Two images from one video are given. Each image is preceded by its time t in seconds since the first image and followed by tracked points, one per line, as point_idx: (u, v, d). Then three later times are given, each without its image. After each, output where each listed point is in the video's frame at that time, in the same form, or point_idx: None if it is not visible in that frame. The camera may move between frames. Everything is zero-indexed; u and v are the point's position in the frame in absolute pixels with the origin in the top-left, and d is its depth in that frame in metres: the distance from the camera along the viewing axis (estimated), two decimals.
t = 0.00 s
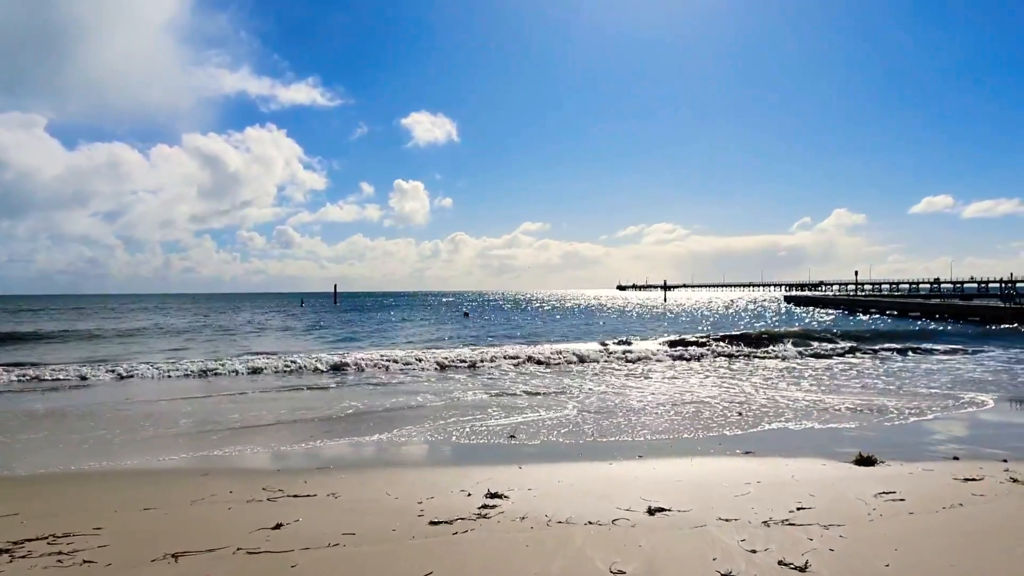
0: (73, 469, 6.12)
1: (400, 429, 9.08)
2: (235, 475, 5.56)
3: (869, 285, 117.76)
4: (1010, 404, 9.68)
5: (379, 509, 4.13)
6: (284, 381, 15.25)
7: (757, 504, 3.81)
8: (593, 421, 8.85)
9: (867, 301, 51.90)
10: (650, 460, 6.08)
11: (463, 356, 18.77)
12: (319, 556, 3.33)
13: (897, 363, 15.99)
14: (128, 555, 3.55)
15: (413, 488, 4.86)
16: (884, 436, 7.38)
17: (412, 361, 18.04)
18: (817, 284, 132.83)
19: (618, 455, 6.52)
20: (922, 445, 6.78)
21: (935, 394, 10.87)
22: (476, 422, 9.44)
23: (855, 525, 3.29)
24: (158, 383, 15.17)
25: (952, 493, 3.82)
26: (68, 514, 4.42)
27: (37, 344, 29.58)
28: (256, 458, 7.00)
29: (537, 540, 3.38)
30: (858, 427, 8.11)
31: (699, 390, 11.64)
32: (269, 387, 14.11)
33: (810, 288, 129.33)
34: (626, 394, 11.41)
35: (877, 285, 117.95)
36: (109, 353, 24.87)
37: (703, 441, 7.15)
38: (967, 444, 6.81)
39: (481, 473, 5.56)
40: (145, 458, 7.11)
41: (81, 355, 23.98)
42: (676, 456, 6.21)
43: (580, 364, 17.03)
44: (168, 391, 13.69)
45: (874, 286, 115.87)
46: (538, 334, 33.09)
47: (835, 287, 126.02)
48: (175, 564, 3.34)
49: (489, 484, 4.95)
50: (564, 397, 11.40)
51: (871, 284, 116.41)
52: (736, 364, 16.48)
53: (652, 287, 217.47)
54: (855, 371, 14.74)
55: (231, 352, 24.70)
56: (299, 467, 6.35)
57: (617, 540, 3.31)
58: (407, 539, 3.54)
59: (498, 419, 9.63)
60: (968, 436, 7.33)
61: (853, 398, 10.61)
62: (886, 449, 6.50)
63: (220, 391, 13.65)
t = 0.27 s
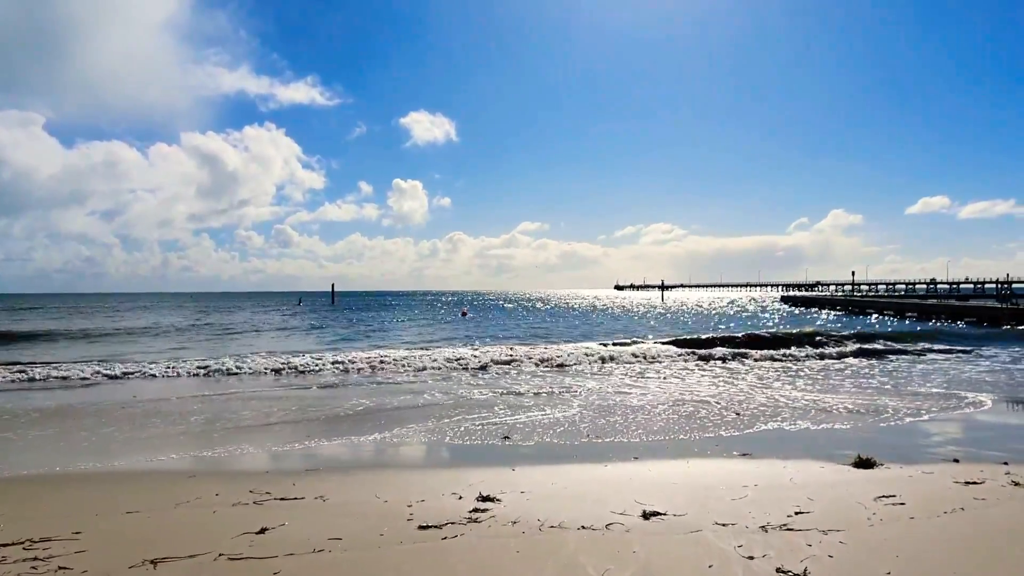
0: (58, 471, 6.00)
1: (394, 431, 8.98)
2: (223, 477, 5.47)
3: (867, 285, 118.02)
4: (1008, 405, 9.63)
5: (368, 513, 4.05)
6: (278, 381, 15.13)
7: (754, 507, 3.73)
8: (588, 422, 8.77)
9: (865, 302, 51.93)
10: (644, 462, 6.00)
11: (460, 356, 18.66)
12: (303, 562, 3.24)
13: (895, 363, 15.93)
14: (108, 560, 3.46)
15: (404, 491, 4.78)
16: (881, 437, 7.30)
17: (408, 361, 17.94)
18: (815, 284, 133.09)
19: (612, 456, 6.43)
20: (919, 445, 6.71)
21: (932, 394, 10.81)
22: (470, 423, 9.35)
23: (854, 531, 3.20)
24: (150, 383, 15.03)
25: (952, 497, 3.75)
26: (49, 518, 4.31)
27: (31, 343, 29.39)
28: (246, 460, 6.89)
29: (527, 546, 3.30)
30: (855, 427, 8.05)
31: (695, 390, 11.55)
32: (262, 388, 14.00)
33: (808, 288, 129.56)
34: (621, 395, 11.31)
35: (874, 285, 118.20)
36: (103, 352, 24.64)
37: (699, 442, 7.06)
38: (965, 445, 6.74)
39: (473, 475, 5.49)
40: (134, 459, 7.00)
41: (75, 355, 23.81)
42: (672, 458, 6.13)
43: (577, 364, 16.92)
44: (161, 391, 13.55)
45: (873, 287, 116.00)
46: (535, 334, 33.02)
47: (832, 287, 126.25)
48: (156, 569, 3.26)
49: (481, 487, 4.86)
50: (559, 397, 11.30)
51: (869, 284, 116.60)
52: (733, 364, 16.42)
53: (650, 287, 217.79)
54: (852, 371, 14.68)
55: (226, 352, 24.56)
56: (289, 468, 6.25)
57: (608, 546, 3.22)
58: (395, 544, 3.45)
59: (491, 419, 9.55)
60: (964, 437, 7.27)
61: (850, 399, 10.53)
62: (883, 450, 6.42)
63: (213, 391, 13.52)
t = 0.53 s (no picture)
0: (45, 473, 5.90)
1: (387, 434, 8.87)
2: (213, 479, 5.39)
3: (865, 286, 118.16)
4: (1007, 406, 9.56)
5: (357, 518, 3.96)
6: (274, 382, 15.02)
7: (752, 512, 3.65)
8: (584, 423, 8.66)
9: (864, 302, 51.87)
10: (640, 465, 5.91)
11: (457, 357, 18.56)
12: (287, 570, 3.15)
13: (894, 364, 15.85)
14: (88, 566, 3.38)
15: (395, 495, 4.69)
16: (880, 438, 7.22)
17: (405, 361, 17.84)
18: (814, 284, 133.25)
19: (608, 458, 6.34)
20: (918, 447, 6.64)
21: (931, 395, 10.73)
22: (465, 424, 9.25)
23: (853, 538, 3.13)
24: (145, 384, 14.93)
25: (954, 501, 3.67)
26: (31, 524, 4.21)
27: (25, 343, 29.19)
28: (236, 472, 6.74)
29: (519, 552, 3.22)
30: (853, 428, 7.96)
31: (693, 391, 11.46)
32: (257, 390, 13.90)
33: (806, 288, 129.69)
34: (619, 396, 11.21)
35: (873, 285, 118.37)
36: (99, 352, 24.50)
37: (695, 444, 6.96)
38: (965, 447, 6.66)
39: (465, 478, 5.47)
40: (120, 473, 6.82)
41: (70, 355, 23.68)
42: (669, 461, 6.02)
43: (575, 365, 16.83)
44: (153, 393, 13.41)
45: (872, 287, 116.03)
46: (532, 334, 32.91)
47: (832, 287, 126.26)
48: None
49: (474, 491, 4.77)
50: (556, 398, 11.20)
51: (868, 284, 116.58)
52: (731, 365, 16.33)
53: (650, 287, 217.78)
54: (851, 371, 14.60)
55: (222, 351, 24.42)
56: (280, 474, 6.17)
57: (602, 552, 3.14)
58: (383, 550, 3.37)
59: (487, 420, 9.46)
60: (963, 438, 7.20)
61: (849, 399, 10.45)
62: (882, 452, 6.34)
63: (206, 394, 13.37)
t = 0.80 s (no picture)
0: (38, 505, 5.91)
1: (381, 435, 8.75)
2: (193, 510, 5.44)
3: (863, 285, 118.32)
4: (1007, 405, 9.49)
5: (345, 522, 4.17)
6: (269, 381, 14.91)
7: (750, 514, 3.60)
8: (580, 422, 8.54)
9: (863, 300, 51.82)
10: (637, 465, 5.84)
11: (454, 356, 18.45)
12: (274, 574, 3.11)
13: (893, 363, 15.79)
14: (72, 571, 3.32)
15: (384, 505, 4.72)
16: (879, 437, 7.15)
17: (402, 361, 17.73)
18: (811, 283, 133.44)
19: (605, 459, 6.26)
20: (917, 446, 6.57)
21: (931, 394, 10.67)
22: (461, 424, 9.15)
23: (857, 540, 3.06)
24: (139, 383, 14.81)
25: (955, 503, 3.61)
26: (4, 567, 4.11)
27: (19, 342, 28.98)
28: (224, 482, 6.62)
29: (511, 555, 3.17)
30: (853, 428, 7.88)
31: (691, 390, 11.39)
32: (253, 390, 13.79)
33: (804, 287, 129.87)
34: (616, 395, 11.13)
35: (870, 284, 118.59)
36: (94, 351, 24.35)
37: (693, 443, 6.88)
38: (964, 446, 6.60)
39: (459, 479, 5.56)
40: (105, 484, 6.67)
41: (65, 354, 23.51)
42: (667, 461, 5.92)
43: (573, 364, 16.74)
44: (145, 395, 13.24)
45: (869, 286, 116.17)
46: (530, 332, 32.77)
47: (830, 287, 126.32)
48: None
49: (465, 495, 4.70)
50: (553, 397, 11.11)
51: (866, 283, 116.71)
52: (729, 364, 16.26)
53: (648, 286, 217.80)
54: (850, 371, 14.53)
55: (217, 351, 24.26)
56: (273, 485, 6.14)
57: (596, 556, 3.08)
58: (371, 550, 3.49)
59: (483, 419, 9.36)
60: (963, 437, 7.13)
61: (847, 399, 10.38)
62: (880, 452, 6.28)
63: (199, 395, 13.22)
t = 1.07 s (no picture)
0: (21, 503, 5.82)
1: (372, 437, 8.64)
2: (175, 513, 5.37)
3: (856, 286, 119.02)
4: (1001, 406, 9.49)
5: (334, 530, 4.28)
6: (260, 382, 14.76)
7: (745, 519, 3.55)
8: (573, 423, 8.48)
9: (855, 302, 52.12)
10: (630, 466, 5.78)
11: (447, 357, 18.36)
12: None
13: (885, 364, 15.85)
14: None
15: (373, 510, 4.65)
16: (872, 438, 7.13)
17: (395, 361, 17.62)
18: (805, 284, 134.10)
19: (597, 460, 6.20)
20: (910, 447, 6.56)
21: (923, 395, 10.69)
22: (453, 424, 9.06)
23: (856, 545, 3.00)
24: (128, 383, 14.60)
25: (959, 507, 3.57)
26: None
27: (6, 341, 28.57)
28: (210, 484, 6.50)
29: (502, 559, 3.12)
30: (846, 428, 7.86)
31: (684, 391, 11.35)
32: (243, 390, 13.64)
33: (798, 288, 130.44)
34: (609, 395, 11.07)
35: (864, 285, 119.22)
36: (82, 351, 24.04)
37: (687, 444, 6.84)
38: (957, 447, 6.59)
39: (449, 482, 5.52)
40: (87, 487, 6.53)
41: (52, 354, 23.21)
42: (661, 463, 5.86)
43: (566, 364, 16.68)
44: (133, 395, 13.07)
45: (862, 287, 116.88)
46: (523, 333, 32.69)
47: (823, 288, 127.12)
48: None
49: (455, 499, 4.62)
50: (546, 398, 11.05)
51: (857, 284, 117.49)
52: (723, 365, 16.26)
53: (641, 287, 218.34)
54: (842, 371, 14.57)
55: (209, 351, 24.04)
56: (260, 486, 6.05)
57: (589, 560, 3.02)
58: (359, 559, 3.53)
59: (475, 420, 9.27)
60: (956, 438, 7.13)
61: (840, 399, 10.37)
62: (874, 452, 6.26)
63: (189, 395, 13.06)
